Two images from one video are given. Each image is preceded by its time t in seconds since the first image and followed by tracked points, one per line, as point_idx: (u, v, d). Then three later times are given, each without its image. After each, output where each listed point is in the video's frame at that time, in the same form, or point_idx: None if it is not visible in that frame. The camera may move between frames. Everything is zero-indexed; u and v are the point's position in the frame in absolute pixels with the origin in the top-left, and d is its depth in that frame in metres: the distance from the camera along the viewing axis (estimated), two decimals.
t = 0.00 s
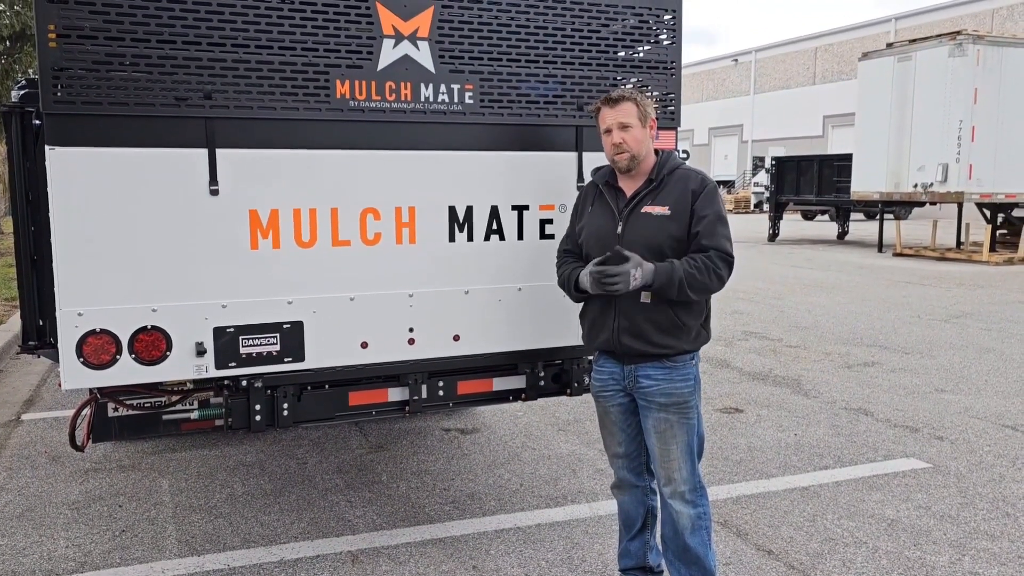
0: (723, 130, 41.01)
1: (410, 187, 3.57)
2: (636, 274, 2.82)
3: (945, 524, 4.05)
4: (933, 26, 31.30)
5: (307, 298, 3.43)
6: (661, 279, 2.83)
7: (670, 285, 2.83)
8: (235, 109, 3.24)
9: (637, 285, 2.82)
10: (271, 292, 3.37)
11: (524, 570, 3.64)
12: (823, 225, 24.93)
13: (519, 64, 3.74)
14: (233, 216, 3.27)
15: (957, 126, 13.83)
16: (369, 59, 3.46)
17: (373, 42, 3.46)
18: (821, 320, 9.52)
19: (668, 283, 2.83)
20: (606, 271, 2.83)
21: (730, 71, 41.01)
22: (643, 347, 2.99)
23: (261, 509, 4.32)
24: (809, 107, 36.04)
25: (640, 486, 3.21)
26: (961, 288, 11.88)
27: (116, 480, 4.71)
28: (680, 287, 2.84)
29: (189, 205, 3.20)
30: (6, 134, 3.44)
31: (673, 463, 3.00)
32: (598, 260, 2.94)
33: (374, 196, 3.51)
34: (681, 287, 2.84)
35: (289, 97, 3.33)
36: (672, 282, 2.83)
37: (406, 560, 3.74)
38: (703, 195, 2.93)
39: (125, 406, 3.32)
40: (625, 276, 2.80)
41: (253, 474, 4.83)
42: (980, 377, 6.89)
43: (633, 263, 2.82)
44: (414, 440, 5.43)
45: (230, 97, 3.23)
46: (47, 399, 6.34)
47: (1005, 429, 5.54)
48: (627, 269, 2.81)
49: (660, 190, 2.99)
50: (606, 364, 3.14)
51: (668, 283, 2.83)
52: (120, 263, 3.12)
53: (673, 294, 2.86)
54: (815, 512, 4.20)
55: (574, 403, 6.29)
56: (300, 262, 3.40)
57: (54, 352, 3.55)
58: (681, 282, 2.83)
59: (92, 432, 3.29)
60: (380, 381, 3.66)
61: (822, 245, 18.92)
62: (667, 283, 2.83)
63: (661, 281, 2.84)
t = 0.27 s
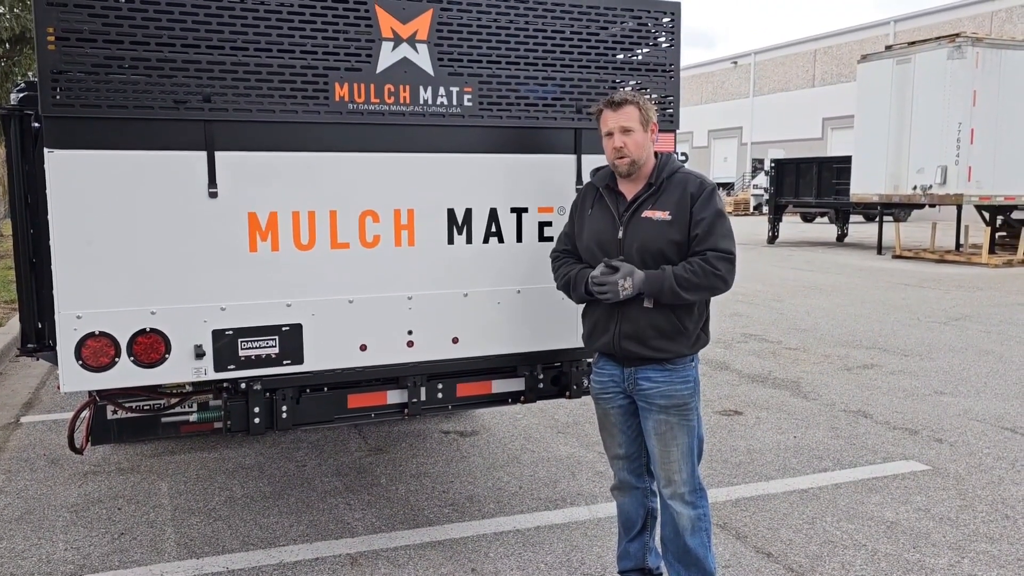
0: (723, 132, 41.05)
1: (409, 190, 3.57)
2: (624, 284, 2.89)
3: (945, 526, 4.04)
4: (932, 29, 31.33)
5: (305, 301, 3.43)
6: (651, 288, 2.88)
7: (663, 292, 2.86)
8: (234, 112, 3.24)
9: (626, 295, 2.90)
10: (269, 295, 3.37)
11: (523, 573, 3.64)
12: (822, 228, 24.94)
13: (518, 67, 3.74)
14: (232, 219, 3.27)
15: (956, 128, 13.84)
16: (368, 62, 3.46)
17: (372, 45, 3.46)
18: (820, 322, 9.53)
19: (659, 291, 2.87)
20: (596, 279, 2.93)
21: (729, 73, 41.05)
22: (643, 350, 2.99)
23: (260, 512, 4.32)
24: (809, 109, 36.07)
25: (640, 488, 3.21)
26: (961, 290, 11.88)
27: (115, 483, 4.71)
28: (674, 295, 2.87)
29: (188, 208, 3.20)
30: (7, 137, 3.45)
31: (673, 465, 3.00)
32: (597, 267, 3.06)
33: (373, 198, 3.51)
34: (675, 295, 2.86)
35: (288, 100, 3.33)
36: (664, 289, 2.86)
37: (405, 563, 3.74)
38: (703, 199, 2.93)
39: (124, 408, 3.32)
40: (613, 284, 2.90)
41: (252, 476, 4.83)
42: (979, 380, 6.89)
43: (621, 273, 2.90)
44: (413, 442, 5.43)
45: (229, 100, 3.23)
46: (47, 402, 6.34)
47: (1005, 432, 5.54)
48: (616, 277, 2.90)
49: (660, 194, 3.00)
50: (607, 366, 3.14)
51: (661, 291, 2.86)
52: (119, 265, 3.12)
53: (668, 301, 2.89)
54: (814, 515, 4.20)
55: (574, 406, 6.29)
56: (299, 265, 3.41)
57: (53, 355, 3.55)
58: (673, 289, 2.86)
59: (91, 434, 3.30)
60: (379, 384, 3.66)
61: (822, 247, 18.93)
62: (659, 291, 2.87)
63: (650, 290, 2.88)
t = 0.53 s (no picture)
0: (722, 134, 41.07)
1: (409, 192, 3.58)
2: (627, 286, 2.90)
3: (944, 528, 4.04)
4: (932, 30, 31.36)
5: (305, 303, 3.43)
6: (652, 292, 2.88)
7: (665, 296, 2.87)
8: (233, 114, 3.24)
9: (629, 298, 2.90)
10: (269, 297, 3.37)
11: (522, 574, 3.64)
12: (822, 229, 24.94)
13: (517, 69, 3.75)
14: (232, 221, 3.28)
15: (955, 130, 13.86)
16: (367, 64, 3.47)
17: (371, 47, 3.47)
18: (820, 324, 9.53)
19: (661, 295, 2.87)
20: (600, 282, 2.93)
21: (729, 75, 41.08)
22: (644, 353, 2.99)
23: (260, 513, 4.32)
24: (808, 111, 36.09)
25: (640, 490, 3.21)
26: (960, 292, 11.89)
27: (115, 485, 4.71)
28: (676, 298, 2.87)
29: (188, 210, 3.20)
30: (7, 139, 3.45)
31: (673, 467, 3.00)
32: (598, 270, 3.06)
33: (373, 200, 3.51)
34: (677, 299, 2.87)
35: (288, 102, 3.34)
36: (666, 292, 2.86)
37: (404, 565, 3.74)
38: (705, 202, 2.94)
39: (124, 410, 3.32)
40: (616, 286, 2.90)
41: (252, 478, 4.83)
42: (979, 381, 6.89)
43: (624, 276, 2.90)
44: (413, 444, 5.43)
45: (228, 102, 3.24)
46: (46, 404, 6.34)
47: (1005, 433, 5.54)
48: (618, 279, 2.90)
49: (662, 197, 3.00)
50: (607, 368, 3.14)
51: (664, 294, 2.87)
52: (119, 267, 3.12)
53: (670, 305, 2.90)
54: (814, 516, 4.20)
55: (573, 407, 6.29)
56: (298, 266, 3.41)
57: (52, 357, 3.56)
58: (676, 293, 2.86)
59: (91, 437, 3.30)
60: (378, 386, 3.66)
61: (822, 249, 18.94)
62: (661, 295, 2.87)
63: (652, 294, 2.88)
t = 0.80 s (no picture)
0: (723, 135, 41.08)
1: (408, 193, 3.58)
2: (628, 286, 2.89)
3: (944, 529, 4.04)
4: (932, 31, 31.37)
5: (305, 304, 3.43)
6: (654, 292, 2.88)
7: (667, 295, 2.87)
8: (233, 115, 3.25)
9: (631, 298, 2.90)
10: (269, 298, 3.37)
11: None
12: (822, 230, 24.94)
13: (517, 71, 3.75)
14: (232, 222, 3.28)
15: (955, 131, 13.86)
16: (367, 66, 3.47)
17: (371, 49, 3.47)
18: (820, 325, 9.53)
19: (663, 294, 2.88)
20: (601, 283, 2.93)
21: (729, 76, 41.08)
22: (645, 354, 2.99)
23: (260, 515, 4.32)
24: (808, 112, 36.10)
25: (639, 491, 3.21)
26: (961, 293, 11.89)
27: (115, 486, 4.71)
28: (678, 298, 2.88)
29: (189, 211, 3.21)
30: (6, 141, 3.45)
31: (673, 468, 3.00)
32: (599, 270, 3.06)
33: (372, 201, 3.52)
34: (679, 298, 2.87)
35: (288, 103, 3.34)
36: (668, 293, 2.87)
37: (404, 566, 3.74)
38: (707, 203, 2.95)
39: (124, 411, 3.33)
40: (618, 285, 2.90)
41: (252, 480, 4.83)
42: (979, 382, 6.90)
43: (626, 276, 2.90)
44: (413, 445, 5.43)
45: (228, 104, 3.24)
46: (47, 405, 6.34)
47: (1005, 434, 5.54)
48: (620, 279, 2.90)
49: (664, 198, 3.01)
50: (607, 369, 3.14)
51: (665, 294, 2.87)
52: (119, 268, 3.12)
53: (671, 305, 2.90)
54: (813, 517, 4.20)
55: (573, 409, 6.29)
56: (298, 267, 3.41)
57: (52, 358, 3.56)
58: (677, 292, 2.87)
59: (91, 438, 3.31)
60: (378, 387, 3.66)
61: (822, 250, 18.94)
62: (662, 295, 2.88)
63: (653, 294, 2.89)
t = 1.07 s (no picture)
0: (723, 137, 41.10)
1: (408, 194, 3.58)
2: (629, 285, 2.89)
3: (945, 530, 4.05)
4: (932, 33, 31.38)
5: (305, 305, 3.44)
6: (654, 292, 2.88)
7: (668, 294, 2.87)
8: (233, 117, 3.25)
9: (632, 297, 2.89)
10: (269, 299, 3.38)
11: None
12: (823, 232, 24.94)
13: (517, 72, 3.75)
14: (232, 223, 3.28)
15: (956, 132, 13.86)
16: (367, 67, 3.48)
17: (371, 50, 3.48)
18: (820, 326, 9.53)
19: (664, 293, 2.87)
20: (602, 283, 2.93)
21: (729, 78, 41.10)
22: (645, 354, 3.00)
23: (260, 516, 4.32)
24: (809, 113, 36.11)
25: (639, 492, 3.21)
26: (961, 294, 11.89)
27: (115, 487, 4.71)
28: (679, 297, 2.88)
29: (189, 213, 3.21)
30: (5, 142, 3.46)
31: (674, 469, 3.01)
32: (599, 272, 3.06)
33: (372, 203, 3.52)
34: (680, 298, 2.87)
35: (288, 105, 3.35)
36: (668, 293, 2.86)
37: (404, 567, 3.74)
38: (708, 204, 2.96)
39: (125, 412, 3.32)
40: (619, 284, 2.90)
41: (252, 481, 4.83)
42: (979, 383, 6.90)
43: (626, 275, 2.89)
44: (413, 447, 5.43)
45: (229, 105, 3.24)
46: (47, 407, 6.34)
47: (1005, 435, 5.54)
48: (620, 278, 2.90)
49: (664, 199, 3.01)
50: (607, 370, 3.14)
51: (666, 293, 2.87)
52: (119, 270, 3.13)
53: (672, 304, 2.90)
54: (814, 518, 4.20)
55: (573, 410, 6.29)
56: (298, 269, 3.41)
57: (53, 359, 3.56)
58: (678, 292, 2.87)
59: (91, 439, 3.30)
60: (378, 389, 3.66)
61: (822, 251, 18.94)
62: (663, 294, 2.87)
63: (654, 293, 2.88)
